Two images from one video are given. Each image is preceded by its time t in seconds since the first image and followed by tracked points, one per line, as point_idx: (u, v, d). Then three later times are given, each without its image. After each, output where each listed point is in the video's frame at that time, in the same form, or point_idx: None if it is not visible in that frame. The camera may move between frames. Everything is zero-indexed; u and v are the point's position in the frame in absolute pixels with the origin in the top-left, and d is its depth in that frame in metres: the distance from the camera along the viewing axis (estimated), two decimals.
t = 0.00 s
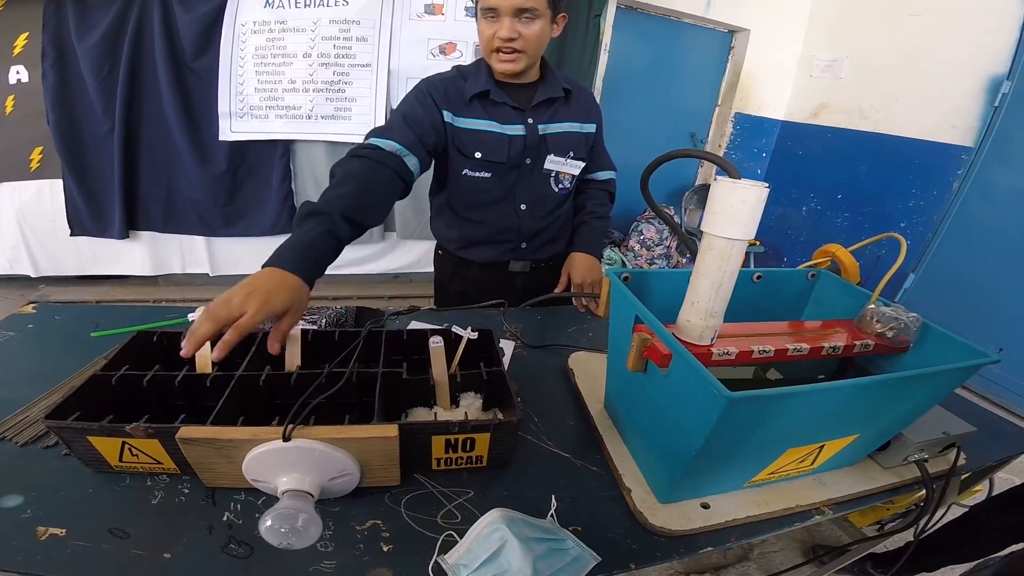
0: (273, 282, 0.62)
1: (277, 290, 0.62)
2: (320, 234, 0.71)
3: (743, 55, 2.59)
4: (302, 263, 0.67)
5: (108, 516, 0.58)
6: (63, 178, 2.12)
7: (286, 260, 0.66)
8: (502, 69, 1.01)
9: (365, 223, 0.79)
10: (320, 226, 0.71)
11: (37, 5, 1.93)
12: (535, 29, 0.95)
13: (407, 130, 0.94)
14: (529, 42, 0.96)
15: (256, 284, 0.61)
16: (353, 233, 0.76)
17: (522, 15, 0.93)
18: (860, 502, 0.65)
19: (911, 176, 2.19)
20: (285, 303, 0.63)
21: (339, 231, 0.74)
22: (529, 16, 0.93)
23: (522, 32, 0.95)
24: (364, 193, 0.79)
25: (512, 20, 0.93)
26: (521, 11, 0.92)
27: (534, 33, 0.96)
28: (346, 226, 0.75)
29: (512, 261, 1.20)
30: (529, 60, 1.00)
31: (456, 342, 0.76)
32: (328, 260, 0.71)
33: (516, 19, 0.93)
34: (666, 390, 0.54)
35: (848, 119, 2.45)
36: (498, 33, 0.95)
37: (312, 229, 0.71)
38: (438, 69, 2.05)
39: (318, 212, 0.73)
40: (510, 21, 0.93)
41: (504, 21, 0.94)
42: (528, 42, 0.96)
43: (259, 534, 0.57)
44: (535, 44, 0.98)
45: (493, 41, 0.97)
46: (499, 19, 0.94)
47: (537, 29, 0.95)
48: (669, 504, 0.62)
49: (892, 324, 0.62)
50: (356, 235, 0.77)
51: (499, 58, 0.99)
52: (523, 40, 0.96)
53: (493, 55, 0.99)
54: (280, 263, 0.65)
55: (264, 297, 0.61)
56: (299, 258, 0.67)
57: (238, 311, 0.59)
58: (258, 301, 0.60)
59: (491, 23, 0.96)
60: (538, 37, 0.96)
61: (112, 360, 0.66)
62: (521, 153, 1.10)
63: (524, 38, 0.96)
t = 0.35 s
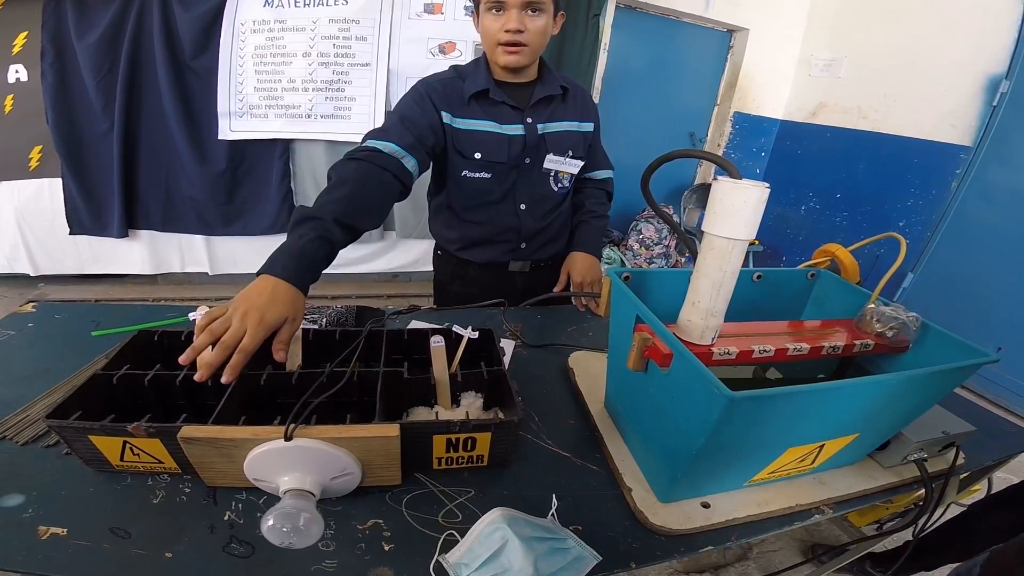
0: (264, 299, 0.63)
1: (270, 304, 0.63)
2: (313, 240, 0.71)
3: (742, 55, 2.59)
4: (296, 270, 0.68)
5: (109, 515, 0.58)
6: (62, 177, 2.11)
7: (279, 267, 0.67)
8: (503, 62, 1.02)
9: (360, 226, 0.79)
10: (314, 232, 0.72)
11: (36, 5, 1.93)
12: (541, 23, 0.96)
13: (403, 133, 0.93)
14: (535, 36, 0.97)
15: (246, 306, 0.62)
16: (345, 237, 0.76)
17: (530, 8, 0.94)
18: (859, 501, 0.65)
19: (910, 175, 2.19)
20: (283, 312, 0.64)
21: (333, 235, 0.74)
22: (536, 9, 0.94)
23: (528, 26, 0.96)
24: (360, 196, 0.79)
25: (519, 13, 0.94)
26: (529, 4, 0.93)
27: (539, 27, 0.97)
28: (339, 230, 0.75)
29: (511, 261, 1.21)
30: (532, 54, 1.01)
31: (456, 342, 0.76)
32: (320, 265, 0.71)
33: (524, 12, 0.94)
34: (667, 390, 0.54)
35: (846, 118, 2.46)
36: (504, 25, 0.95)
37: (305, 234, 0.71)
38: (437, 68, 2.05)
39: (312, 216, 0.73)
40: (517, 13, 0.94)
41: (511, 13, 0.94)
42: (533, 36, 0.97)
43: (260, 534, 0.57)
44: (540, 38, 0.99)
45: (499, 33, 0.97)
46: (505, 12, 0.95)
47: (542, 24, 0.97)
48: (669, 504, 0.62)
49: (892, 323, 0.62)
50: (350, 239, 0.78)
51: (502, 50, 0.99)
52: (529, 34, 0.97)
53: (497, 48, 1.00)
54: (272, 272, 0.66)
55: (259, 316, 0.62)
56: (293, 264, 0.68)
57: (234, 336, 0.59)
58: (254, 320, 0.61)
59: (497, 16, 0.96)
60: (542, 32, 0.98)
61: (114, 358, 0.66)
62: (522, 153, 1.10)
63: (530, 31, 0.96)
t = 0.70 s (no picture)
0: (276, 291, 0.63)
1: (281, 298, 0.64)
2: (322, 238, 0.71)
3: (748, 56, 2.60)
4: (306, 266, 0.67)
5: (111, 510, 0.58)
6: (68, 174, 2.12)
7: (288, 263, 0.66)
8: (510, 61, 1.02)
9: (368, 224, 0.79)
10: (323, 230, 0.72)
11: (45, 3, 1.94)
12: (548, 24, 0.97)
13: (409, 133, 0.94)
14: (542, 36, 0.98)
15: (259, 294, 0.63)
16: (354, 236, 0.76)
17: (538, 9, 0.94)
18: (860, 505, 0.65)
19: (915, 178, 2.19)
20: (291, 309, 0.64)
21: (342, 234, 0.74)
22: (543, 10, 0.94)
23: (535, 26, 0.96)
24: (368, 195, 0.79)
25: (527, 13, 0.95)
26: (537, 5, 0.94)
27: (546, 27, 0.97)
28: (348, 228, 0.76)
29: (515, 261, 1.21)
30: (538, 55, 1.02)
31: (461, 340, 0.76)
32: (330, 263, 0.71)
33: (531, 12, 0.95)
34: (672, 391, 0.54)
35: (851, 120, 2.47)
36: (512, 26, 0.96)
37: (314, 233, 0.71)
38: (442, 68, 2.05)
39: (321, 215, 0.73)
40: (525, 14, 0.94)
41: (519, 13, 0.95)
42: (540, 36, 0.98)
43: (263, 530, 0.58)
44: (547, 38, 0.99)
45: (506, 33, 0.98)
46: (513, 12, 0.95)
47: (549, 25, 0.97)
48: (671, 505, 0.62)
49: (898, 328, 0.62)
50: (358, 237, 0.78)
51: (509, 50, 1.00)
52: (536, 34, 0.97)
53: (503, 47, 1.00)
54: (282, 268, 0.66)
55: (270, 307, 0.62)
56: (302, 261, 0.68)
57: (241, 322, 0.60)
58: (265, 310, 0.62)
59: (504, 16, 0.97)
60: (549, 32, 0.98)
61: (121, 353, 0.67)
62: (527, 153, 1.11)
63: (538, 32, 0.97)
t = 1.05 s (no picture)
0: (316, 259, 0.66)
1: (321, 266, 0.66)
2: (362, 213, 0.73)
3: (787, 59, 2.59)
4: (346, 242, 0.70)
5: (149, 487, 0.60)
6: (114, 161, 2.22)
7: (330, 236, 0.69)
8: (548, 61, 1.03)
9: (405, 205, 0.81)
10: (362, 207, 0.74)
11: None
12: (586, 23, 0.97)
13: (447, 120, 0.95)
14: (580, 35, 0.98)
15: (301, 260, 0.65)
16: (391, 215, 0.78)
17: (575, 8, 0.95)
18: (887, 514, 0.64)
19: (961, 190, 2.04)
20: (329, 278, 0.66)
21: (379, 211, 0.76)
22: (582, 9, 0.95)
23: (573, 26, 0.97)
24: (403, 178, 0.81)
25: (565, 13, 0.95)
26: (575, 4, 0.95)
27: (584, 26, 0.98)
28: (385, 206, 0.78)
29: (544, 258, 1.22)
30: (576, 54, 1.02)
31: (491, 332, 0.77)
32: (366, 239, 0.73)
33: (569, 12, 0.95)
34: (705, 390, 0.55)
35: (894, 127, 2.36)
36: (550, 25, 0.97)
37: (354, 208, 0.73)
38: (474, 65, 2.07)
39: (359, 192, 0.76)
40: (563, 13, 0.95)
41: (557, 13, 0.96)
42: (578, 35, 0.98)
43: (295, 511, 0.60)
44: (585, 37, 0.99)
45: (544, 33, 0.99)
46: (551, 12, 0.96)
47: (587, 24, 0.98)
48: (695, 504, 0.62)
49: (938, 337, 0.61)
50: (395, 217, 0.80)
51: (547, 50, 1.01)
52: (574, 34, 0.98)
53: (541, 47, 1.01)
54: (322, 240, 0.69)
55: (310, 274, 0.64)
56: (343, 235, 0.70)
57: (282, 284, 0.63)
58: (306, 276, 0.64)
59: (542, 16, 0.98)
60: (587, 31, 0.99)
61: (169, 332, 0.70)
62: (561, 150, 1.11)
63: (576, 31, 0.97)
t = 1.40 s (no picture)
0: (372, 224, 0.73)
1: (376, 230, 0.73)
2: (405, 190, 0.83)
3: (816, 60, 2.51)
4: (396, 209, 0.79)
5: (182, 482, 0.62)
6: (148, 159, 2.29)
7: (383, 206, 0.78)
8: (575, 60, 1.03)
9: (435, 189, 0.90)
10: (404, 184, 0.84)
11: None
12: (613, 20, 0.97)
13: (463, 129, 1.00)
14: (607, 32, 0.98)
15: (358, 226, 0.73)
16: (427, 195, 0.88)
17: (601, 6, 0.95)
18: (915, 515, 0.63)
19: (996, 189, 1.98)
20: (383, 242, 0.73)
21: (418, 189, 0.85)
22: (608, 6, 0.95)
23: (600, 23, 0.96)
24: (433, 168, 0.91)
25: (591, 11, 0.95)
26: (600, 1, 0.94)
27: (612, 23, 0.97)
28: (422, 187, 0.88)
29: (566, 256, 1.22)
30: (603, 52, 1.02)
31: (515, 329, 0.78)
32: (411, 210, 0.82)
33: (595, 10, 0.95)
34: (731, 388, 0.54)
35: (926, 126, 2.28)
36: (576, 24, 0.97)
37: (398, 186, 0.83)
38: (496, 64, 2.08)
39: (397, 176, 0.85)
40: (589, 11, 0.95)
41: (582, 12, 0.96)
42: (606, 33, 0.98)
43: (323, 506, 0.61)
44: (613, 34, 0.99)
45: (570, 32, 0.99)
46: (576, 11, 0.96)
47: (614, 21, 0.97)
48: (719, 503, 0.61)
49: (971, 338, 0.59)
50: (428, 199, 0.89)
51: (575, 49, 1.00)
52: (601, 31, 0.97)
53: (568, 47, 1.01)
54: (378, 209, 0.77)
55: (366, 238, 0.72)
56: (393, 207, 0.79)
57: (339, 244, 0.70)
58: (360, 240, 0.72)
59: (567, 16, 0.98)
60: (614, 28, 0.98)
61: (203, 328, 0.72)
62: (584, 147, 1.11)
63: (603, 28, 0.97)
